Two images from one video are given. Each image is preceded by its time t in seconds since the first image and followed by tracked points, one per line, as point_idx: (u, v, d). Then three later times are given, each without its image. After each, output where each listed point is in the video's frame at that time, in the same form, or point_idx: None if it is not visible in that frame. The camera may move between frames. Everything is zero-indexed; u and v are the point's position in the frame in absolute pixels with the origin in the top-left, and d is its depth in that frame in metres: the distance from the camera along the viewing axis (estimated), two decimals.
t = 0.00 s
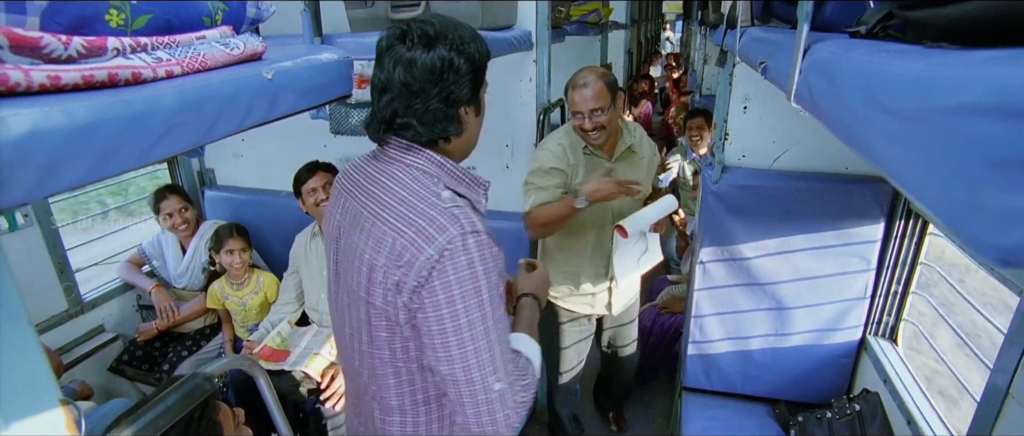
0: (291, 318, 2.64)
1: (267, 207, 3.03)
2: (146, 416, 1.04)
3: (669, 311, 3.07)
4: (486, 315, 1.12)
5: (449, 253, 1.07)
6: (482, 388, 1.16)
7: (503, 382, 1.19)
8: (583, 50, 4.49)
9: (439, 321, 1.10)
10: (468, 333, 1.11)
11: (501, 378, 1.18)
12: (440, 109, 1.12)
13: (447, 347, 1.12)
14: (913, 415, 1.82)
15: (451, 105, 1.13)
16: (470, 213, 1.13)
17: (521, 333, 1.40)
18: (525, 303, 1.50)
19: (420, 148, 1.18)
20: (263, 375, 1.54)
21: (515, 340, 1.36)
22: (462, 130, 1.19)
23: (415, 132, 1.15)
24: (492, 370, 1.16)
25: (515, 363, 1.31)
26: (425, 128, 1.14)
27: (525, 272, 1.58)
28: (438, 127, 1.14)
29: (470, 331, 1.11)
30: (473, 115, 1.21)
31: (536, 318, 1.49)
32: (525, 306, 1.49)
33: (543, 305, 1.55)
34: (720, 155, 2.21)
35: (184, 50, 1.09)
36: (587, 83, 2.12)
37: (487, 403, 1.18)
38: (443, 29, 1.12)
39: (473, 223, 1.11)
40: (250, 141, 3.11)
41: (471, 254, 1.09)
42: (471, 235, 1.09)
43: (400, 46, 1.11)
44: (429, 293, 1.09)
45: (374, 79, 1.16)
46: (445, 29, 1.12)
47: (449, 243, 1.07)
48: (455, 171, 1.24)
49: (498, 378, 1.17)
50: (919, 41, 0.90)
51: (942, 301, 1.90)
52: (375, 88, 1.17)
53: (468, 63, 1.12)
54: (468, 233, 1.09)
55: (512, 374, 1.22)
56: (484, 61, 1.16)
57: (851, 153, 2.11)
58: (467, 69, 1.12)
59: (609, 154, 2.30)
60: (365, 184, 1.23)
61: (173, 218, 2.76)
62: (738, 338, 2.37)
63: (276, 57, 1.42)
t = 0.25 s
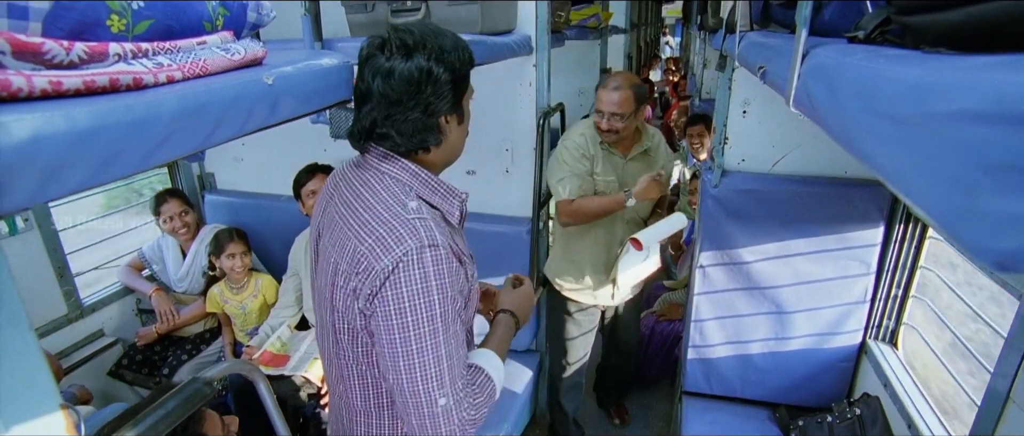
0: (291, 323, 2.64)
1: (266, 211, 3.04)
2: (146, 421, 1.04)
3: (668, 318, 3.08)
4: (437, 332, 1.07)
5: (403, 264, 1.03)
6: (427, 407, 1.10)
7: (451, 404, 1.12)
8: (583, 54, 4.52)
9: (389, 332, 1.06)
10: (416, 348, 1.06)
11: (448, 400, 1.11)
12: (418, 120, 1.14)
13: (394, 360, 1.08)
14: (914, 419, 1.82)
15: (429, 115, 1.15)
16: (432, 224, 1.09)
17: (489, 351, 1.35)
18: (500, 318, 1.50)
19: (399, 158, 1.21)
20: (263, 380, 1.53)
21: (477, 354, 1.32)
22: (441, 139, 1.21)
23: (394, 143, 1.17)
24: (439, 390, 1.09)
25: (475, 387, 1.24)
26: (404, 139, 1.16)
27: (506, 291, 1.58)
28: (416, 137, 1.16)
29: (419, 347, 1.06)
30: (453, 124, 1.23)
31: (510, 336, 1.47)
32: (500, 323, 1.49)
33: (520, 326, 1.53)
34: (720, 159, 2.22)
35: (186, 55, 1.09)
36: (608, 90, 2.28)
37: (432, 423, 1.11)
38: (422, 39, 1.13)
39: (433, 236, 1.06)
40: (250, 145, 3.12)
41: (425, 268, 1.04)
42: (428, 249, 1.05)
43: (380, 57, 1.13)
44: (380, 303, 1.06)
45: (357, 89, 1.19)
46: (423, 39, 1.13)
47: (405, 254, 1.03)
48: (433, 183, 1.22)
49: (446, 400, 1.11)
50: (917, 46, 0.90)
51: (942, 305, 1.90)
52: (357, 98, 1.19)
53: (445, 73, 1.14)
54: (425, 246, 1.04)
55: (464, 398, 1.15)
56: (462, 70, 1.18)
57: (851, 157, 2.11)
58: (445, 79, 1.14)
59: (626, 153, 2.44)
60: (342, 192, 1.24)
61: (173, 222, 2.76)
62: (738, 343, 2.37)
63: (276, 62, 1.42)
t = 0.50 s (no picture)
0: (291, 323, 2.64)
1: (266, 211, 3.04)
2: (146, 421, 1.04)
3: (668, 318, 3.06)
4: (434, 345, 1.05)
5: (398, 274, 1.03)
6: (425, 421, 1.08)
7: (450, 419, 1.10)
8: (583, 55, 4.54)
9: (385, 345, 1.05)
10: (412, 361, 1.05)
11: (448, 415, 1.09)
12: (413, 126, 1.15)
13: (390, 373, 1.06)
14: (914, 419, 1.82)
15: (425, 121, 1.15)
16: (428, 232, 1.09)
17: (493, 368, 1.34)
18: (506, 334, 1.49)
19: (394, 165, 1.21)
20: (263, 381, 1.53)
21: (480, 372, 1.31)
22: (437, 145, 1.22)
23: (389, 150, 1.19)
24: (437, 404, 1.07)
25: (477, 402, 1.21)
26: (399, 146, 1.17)
27: (512, 308, 1.58)
28: (411, 143, 1.17)
29: (415, 360, 1.04)
30: (450, 130, 1.23)
31: (515, 352, 1.46)
32: (506, 339, 1.48)
33: (526, 343, 1.52)
34: (720, 159, 2.22)
35: (186, 56, 1.09)
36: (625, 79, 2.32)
37: None
38: (417, 41, 1.14)
39: (429, 246, 1.06)
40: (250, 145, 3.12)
41: (421, 278, 1.03)
42: (423, 259, 1.04)
43: (375, 60, 1.15)
44: (376, 314, 1.05)
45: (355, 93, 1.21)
46: (419, 41, 1.14)
47: (400, 264, 1.03)
48: (430, 190, 1.22)
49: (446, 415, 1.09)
50: (917, 47, 0.90)
51: (942, 305, 1.90)
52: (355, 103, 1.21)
53: (440, 77, 1.14)
54: (420, 256, 1.04)
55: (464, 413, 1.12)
56: (458, 73, 1.18)
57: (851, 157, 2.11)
58: (440, 83, 1.14)
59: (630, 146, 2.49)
60: (339, 203, 1.24)
61: (173, 222, 2.76)
62: (738, 343, 2.37)
63: (276, 62, 1.42)
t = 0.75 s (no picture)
0: (291, 323, 2.64)
1: (266, 211, 3.04)
2: (146, 421, 1.04)
3: (668, 315, 3.06)
4: (429, 350, 1.03)
5: (391, 277, 1.02)
6: (420, 431, 1.05)
7: (447, 429, 1.07)
8: (582, 55, 4.55)
9: (378, 351, 1.04)
10: (406, 368, 1.03)
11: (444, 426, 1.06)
12: (408, 124, 1.15)
13: (384, 380, 1.04)
14: (914, 419, 1.82)
15: (420, 120, 1.15)
16: (423, 235, 1.08)
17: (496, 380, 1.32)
18: (512, 347, 1.48)
19: (390, 166, 1.21)
20: (263, 381, 1.53)
21: (481, 385, 1.27)
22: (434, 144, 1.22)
23: (384, 150, 1.18)
24: (432, 413, 1.05)
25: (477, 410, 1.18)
26: (394, 145, 1.17)
27: (516, 322, 1.57)
28: (407, 142, 1.17)
29: (408, 366, 1.03)
30: (446, 129, 1.23)
31: (520, 366, 1.44)
32: (511, 352, 1.47)
33: (532, 357, 1.51)
34: (720, 159, 2.22)
35: (185, 55, 1.09)
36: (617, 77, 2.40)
37: None
38: (412, 38, 1.14)
39: (424, 249, 1.05)
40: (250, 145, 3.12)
41: (415, 281, 1.02)
42: (418, 261, 1.03)
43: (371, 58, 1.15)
44: (370, 318, 1.04)
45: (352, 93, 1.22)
46: (414, 38, 1.14)
47: (394, 267, 1.02)
48: (427, 192, 1.21)
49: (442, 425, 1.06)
50: (918, 46, 0.90)
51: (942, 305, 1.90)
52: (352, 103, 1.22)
53: (436, 75, 1.14)
54: (415, 258, 1.03)
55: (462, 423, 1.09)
56: (455, 71, 1.18)
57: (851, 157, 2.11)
58: (435, 80, 1.14)
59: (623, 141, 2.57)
60: (335, 208, 1.24)
61: (172, 221, 2.76)
62: (738, 343, 2.37)
63: (276, 62, 1.42)
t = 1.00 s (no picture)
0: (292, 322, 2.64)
1: (267, 211, 3.04)
2: (145, 421, 1.04)
3: (668, 314, 3.04)
4: (415, 353, 1.03)
5: (380, 277, 1.02)
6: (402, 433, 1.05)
7: (430, 433, 1.06)
8: (582, 55, 4.56)
9: (365, 351, 1.04)
10: (391, 369, 1.02)
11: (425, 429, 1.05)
12: (405, 124, 1.15)
13: (369, 381, 1.04)
14: (914, 419, 1.82)
15: (417, 120, 1.15)
16: (415, 236, 1.08)
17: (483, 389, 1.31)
18: (503, 360, 1.45)
19: (386, 166, 1.21)
20: (263, 381, 1.53)
21: (470, 394, 1.26)
22: (431, 144, 1.22)
23: (380, 150, 1.18)
24: (414, 416, 1.04)
25: (461, 415, 1.18)
26: (391, 146, 1.17)
27: (511, 336, 1.54)
28: (404, 143, 1.17)
29: (393, 368, 1.02)
30: (444, 130, 1.23)
31: (511, 380, 1.41)
32: (502, 365, 1.43)
33: (522, 373, 1.48)
34: (720, 159, 2.22)
35: (185, 56, 1.09)
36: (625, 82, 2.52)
37: None
38: (410, 38, 1.15)
39: (415, 251, 1.05)
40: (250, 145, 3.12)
41: (404, 283, 1.02)
42: (408, 263, 1.03)
43: (369, 58, 1.15)
44: (358, 318, 1.04)
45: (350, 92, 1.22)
46: (412, 39, 1.15)
47: (384, 268, 1.02)
48: (423, 193, 1.21)
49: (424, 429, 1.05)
50: (918, 46, 0.90)
51: (941, 305, 1.90)
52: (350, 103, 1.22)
53: (434, 76, 1.14)
54: (405, 259, 1.03)
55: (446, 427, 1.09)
56: (452, 72, 1.18)
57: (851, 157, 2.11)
58: (433, 81, 1.14)
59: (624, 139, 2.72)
60: (331, 207, 1.25)
61: (172, 221, 2.76)
62: (738, 343, 2.37)
63: (276, 62, 1.42)
